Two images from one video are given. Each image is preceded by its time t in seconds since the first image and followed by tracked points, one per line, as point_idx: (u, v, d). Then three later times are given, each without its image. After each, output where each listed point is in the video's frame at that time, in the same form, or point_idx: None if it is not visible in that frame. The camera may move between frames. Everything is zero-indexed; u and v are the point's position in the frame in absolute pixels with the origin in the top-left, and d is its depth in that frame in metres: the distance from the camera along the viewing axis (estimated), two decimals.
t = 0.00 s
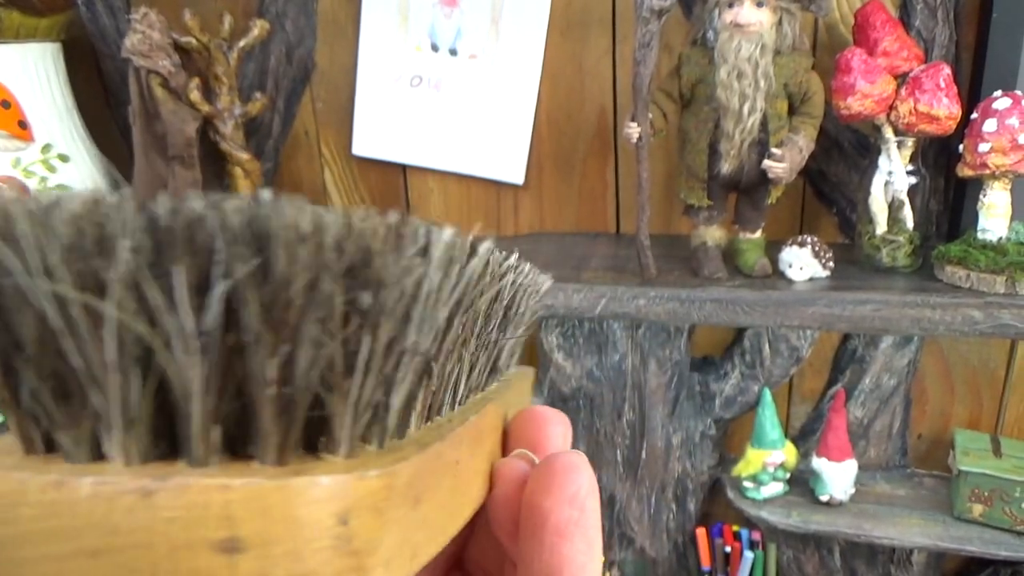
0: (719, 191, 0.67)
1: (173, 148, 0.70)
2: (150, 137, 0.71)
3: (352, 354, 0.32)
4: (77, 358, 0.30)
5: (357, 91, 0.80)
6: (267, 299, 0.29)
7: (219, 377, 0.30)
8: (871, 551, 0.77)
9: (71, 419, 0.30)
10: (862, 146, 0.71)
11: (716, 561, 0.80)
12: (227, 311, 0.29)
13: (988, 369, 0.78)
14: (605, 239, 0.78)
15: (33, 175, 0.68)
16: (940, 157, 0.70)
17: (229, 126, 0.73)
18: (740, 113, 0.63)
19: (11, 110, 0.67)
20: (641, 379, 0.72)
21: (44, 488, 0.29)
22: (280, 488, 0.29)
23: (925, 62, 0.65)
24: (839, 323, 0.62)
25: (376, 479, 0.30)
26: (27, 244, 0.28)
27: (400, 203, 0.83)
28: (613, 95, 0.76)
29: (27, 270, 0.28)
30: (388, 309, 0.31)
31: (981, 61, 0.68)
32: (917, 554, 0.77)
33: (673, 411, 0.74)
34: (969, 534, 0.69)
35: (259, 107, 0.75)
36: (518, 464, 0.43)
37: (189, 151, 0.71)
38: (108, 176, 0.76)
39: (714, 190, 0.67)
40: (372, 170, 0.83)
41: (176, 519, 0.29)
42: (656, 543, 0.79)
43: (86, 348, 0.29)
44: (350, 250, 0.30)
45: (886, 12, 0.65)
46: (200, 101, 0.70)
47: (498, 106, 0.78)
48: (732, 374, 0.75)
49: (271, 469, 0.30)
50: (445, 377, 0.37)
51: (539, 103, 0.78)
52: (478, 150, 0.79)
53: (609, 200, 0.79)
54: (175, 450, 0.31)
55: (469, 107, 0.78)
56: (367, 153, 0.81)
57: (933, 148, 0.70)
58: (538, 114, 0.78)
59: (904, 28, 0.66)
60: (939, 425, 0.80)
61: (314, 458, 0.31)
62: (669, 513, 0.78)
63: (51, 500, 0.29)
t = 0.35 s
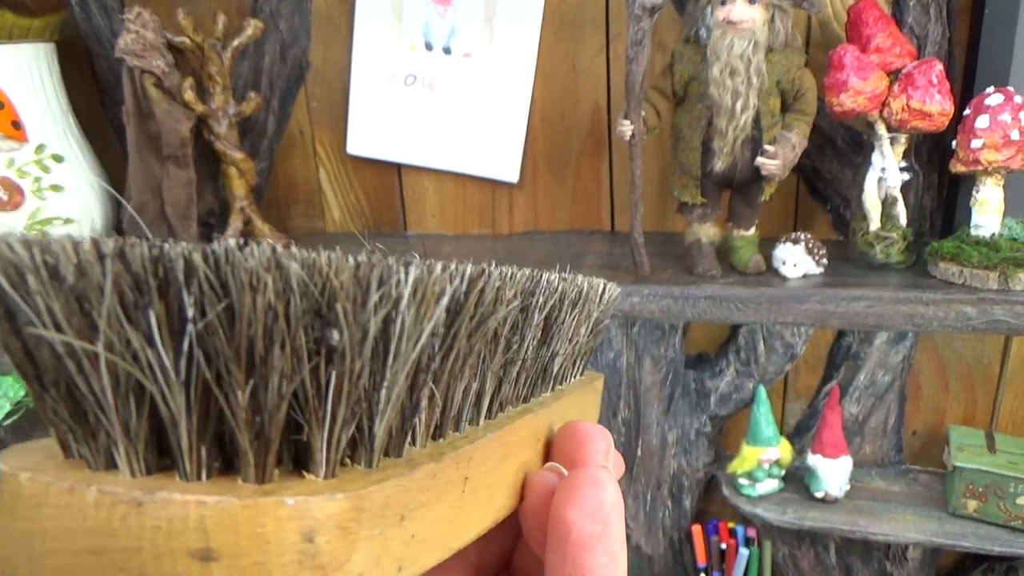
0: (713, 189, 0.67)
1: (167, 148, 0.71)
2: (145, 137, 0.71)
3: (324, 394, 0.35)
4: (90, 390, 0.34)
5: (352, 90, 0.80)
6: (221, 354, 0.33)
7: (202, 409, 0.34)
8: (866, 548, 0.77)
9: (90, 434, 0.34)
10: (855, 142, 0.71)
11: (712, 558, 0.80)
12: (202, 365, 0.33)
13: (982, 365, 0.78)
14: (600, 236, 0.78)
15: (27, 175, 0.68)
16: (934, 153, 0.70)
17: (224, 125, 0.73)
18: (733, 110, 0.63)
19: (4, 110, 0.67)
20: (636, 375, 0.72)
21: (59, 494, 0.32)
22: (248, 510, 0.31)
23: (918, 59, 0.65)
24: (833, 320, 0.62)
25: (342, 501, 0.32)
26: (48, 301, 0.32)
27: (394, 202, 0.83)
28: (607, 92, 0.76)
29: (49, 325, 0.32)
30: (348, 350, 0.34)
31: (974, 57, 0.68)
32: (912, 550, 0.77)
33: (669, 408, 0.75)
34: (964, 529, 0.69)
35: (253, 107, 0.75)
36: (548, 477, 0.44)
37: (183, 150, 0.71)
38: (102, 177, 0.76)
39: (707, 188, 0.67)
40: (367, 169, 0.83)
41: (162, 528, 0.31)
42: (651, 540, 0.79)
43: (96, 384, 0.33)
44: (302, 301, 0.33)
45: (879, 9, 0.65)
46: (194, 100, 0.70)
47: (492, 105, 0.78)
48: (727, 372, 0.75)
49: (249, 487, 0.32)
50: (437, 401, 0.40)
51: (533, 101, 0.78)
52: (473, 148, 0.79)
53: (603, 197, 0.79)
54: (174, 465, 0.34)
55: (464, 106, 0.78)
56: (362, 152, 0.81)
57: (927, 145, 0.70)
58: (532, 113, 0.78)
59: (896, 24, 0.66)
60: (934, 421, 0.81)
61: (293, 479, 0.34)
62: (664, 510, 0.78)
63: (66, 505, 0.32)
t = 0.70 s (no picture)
0: (712, 191, 0.67)
1: (167, 150, 0.71)
2: (144, 139, 0.71)
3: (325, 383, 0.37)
4: (144, 374, 0.36)
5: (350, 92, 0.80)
6: (245, 332, 0.35)
7: (232, 387, 0.36)
8: (866, 548, 0.77)
9: (142, 414, 0.36)
10: (854, 144, 0.71)
11: (712, 558, 0.81)
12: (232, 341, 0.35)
13: (981, 366, 0.78)
14: (599, 238, 0.78)
15: (27, 178, 0.68)
16: (932, 155, 0.70)
17: (223, 127, 0.72)
18: (731, 112, 0.63)
19: (4, 113, 0.67)
20: (636, 377, 0.72)
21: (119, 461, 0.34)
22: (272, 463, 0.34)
23: (916, 60, 0.65)
24: (832, 321, 0.62)
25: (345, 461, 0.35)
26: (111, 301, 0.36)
27: (394, 204, 0.83)
28: (606, 94, 0.77)
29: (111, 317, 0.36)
30: (348, 339, 0.37)
31: (972, 59, 0.68)
32: (911, 550, 0.77)
33: (668, 410, 0.75)
34: (963, 530, 0.69)
35: (252, 109, 0.75)
36: (530, 470, 0.44)
37: (183, 153, 0.71)
38: (102, 179, 0.76)
39: (707, 190, 0.67)
40: (366, 171, 0.83)
41: (203, 483, 0.33)
42: (651, 541, 0.79)
43: (148, 368, 0.36)
44: (307, 296, 0.37)
45: (877, 11, 0.65)
46: (194, 103, 0.70)
47: (492, 107, 0.78)
48: (727, 373, 0.75)
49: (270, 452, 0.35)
50: (426, 388, 0.40)
51: (532, 103, 0.78)
52: (473, 150, 0.79)
53: (602, 199, 0.79)
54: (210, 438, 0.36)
55: (463, 107, 0.78)
56: (361, 154, 0.81)
57: (925, 146, 0.70)
58: (532, 115, 0.79)
59: (895, 26, 0.66)
60: (933, 422, 0.81)
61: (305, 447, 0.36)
62: (664, 511, 0.79)
63: (126, 469, 0.34)
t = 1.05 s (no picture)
0: (711, 196, 0.68)
1: (168, 155, 0.71)
2: (145, 144, 0.72)
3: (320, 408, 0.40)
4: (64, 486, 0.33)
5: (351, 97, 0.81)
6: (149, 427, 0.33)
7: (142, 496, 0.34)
8: (864, 552, 0.78)
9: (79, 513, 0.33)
10: (852, 149, 0.71)
11: (711, 561, 0.81)
12: (107, 436, 0.32)
13: (979, 370, 0.78)
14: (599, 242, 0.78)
15: (28, 183, 0.68)
16: (931, 159, 0.70)
17: (224, 132, 0.73)
18: (731, 118, 0.63)
19: (5, 118, 0.67)
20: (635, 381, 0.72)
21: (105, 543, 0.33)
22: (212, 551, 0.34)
23: (915, 66, 0.66)
24: (830, 326, 0.63)
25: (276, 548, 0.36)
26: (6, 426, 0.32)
27: (394, 207, 0.84)
28: (606, 98, 0.77)
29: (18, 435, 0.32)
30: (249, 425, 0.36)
31: (970, 64, 0.68)
32: (911, 554, 0.77)
33: (667, 414, 0.76)
34: (961, 533, 0.70)
35: (253, 114, 0.75)
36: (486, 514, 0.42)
37: (184, 158, 0.72)
38: (102, 184, 0.76)
39: (706, 195, 0.68)
40: (367, 176, 0.83)
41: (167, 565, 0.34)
42: (651, 545, 0.80)
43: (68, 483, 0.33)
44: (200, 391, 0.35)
45: (876, 17, 0.65)
46: (194, 108, 0.70)
47: (493, 111, 0.78)
48: (726, 377, 0.75)
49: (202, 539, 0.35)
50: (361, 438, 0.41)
51: (532, 108, 0.79)
52: (473, 154, 0.80)
53: (603, 203, 0.80)
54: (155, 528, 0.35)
55: (463, 111, 0.79)
56: (361, 158, 0.82)
57: (925, 151, 0.70)
58: (533, 118, 0.79)
59: (893, 31, 0.66)
60: (932, 426, 0.81)
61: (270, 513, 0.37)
62: (663, 515, 0.79)
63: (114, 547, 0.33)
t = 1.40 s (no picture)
0: (716, 198, 0.68)
1: (171, 156, 0.71)
2: (149, 145, 0.72)
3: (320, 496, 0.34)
4: None
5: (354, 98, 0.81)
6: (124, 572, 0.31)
7: None
8: (868, 555, 0.77)
9: None
10: (857, 152, 0.71)
11: (713, 563, 0.82)
12: None
13: (983, 373, 0.78)
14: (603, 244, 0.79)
15: (32, 183, 0.68)
16: (935, 162, 0.70)
17: (227, 133, 0.72)
18: (736, 121, 0.64)
19: (9, 118, 0.67)
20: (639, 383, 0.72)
21: None
22: None
23: (920, 69, 0.66)
24: (835, 330, 0.62)
25: None
26: None
27: (397, 208, 0.84)
28: (610, 100, 0.77)
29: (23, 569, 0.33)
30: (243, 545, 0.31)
31: (975, 68, 0.68)
32: (914, 557, 0.77)
33: (670, 415, 0.76)
34: (965, 537, 0.70)
35: (257, 115, 0.75)
36: None
37: (187, 159, 0.72)
38: (106, 184, 0.76)
39: (710, 198, 0.67)
40: (370, 177, 0.83)
41: None
42: (654, 547, 0.80)
43: None
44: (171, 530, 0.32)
45: (881, 20, 0.65)
46: (198, 109, 0.70)
47: (497, 113, 0.78)
48: (730, 380, 0.75)
49: None
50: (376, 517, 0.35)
51: (536, 110, 0.79)
52: (477, 156, 0.80)
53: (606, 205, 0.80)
54: None
55: (467, 113, 0.79)
56: (365, 160, 0.82)
57: (928, 154, 0.70)
58: (536, 119, 0.79)
59: (898, 35, 0.66)
60: (935, 430, 0.81)
61: None
62: (667, 517, 0.79)
63: None
